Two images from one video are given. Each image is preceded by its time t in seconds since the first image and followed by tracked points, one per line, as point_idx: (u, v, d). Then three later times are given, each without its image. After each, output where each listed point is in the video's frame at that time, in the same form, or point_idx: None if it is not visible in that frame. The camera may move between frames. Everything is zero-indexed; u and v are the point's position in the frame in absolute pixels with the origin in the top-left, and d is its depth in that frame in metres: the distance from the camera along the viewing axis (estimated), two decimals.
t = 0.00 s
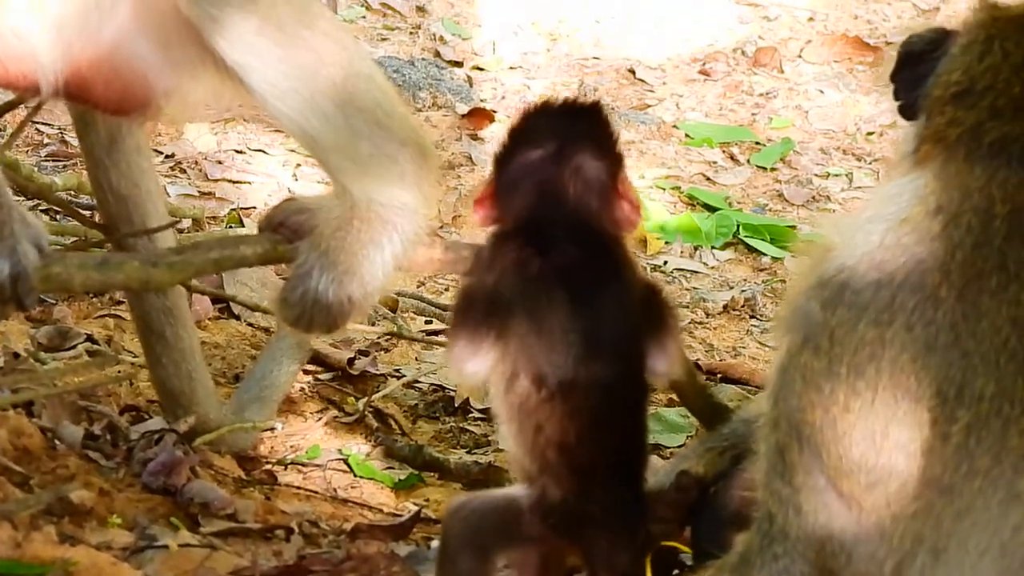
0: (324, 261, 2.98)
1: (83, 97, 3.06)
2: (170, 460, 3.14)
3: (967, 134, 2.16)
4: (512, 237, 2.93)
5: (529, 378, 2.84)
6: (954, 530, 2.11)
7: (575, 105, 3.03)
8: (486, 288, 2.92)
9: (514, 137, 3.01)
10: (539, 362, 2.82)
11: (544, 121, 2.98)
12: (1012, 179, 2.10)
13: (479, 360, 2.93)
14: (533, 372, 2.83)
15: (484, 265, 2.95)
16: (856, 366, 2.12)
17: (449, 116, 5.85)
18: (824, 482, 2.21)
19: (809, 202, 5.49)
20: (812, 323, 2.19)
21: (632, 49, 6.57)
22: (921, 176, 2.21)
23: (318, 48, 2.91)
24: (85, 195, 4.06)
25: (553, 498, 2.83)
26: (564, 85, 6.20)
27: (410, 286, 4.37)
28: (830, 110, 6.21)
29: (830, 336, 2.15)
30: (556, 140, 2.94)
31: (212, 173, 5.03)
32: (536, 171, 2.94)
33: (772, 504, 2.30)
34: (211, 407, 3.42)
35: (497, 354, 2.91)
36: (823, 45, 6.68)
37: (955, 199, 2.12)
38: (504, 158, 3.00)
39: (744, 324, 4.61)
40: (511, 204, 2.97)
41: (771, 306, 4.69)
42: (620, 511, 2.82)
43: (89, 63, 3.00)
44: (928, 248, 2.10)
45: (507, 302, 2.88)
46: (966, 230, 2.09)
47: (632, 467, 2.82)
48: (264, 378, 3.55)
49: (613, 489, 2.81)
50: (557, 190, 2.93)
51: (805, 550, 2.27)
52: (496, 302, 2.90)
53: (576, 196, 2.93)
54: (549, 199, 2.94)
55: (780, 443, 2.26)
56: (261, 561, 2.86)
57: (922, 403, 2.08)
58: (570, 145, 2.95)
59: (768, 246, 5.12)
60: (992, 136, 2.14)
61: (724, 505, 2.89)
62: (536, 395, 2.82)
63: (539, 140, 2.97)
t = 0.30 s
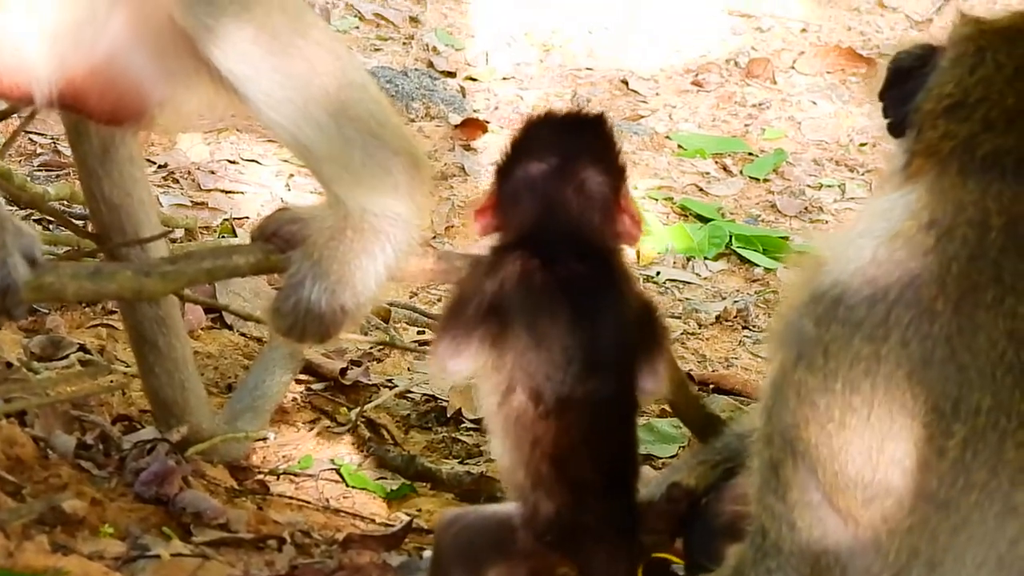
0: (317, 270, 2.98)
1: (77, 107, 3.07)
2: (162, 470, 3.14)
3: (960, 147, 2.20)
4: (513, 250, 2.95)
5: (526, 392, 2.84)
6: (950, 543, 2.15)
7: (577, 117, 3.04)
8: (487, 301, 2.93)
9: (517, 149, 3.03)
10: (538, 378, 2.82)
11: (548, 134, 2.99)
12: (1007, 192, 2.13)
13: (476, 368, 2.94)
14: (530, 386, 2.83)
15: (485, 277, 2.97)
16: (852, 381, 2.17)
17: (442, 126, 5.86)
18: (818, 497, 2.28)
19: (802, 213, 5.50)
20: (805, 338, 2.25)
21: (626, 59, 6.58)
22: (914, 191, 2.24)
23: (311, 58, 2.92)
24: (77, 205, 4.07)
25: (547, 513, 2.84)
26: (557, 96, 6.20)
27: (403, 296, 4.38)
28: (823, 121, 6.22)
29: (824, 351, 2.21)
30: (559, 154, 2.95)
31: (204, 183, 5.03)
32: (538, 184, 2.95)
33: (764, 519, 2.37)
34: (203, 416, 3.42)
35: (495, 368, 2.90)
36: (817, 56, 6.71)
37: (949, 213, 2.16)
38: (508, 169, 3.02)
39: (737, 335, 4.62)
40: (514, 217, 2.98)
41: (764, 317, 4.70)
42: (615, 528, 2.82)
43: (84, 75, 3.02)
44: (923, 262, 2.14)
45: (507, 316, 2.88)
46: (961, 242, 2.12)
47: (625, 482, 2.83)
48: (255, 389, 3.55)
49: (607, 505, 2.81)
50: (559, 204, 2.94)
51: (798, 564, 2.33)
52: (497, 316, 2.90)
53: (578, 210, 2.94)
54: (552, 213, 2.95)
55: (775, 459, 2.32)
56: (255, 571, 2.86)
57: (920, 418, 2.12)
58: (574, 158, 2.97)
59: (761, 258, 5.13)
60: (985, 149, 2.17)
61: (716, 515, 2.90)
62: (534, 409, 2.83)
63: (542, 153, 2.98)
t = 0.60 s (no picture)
0: (313, 279, 2.98)
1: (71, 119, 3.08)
2: (158, 479, 3.13)
3: (954, 159, 2.23)
4: (502, 264, 2.92)
5: (515, 403, 2.86)
6: (950, 555, 2.15)
7: (558, 125, 3.00)
8: (477, 315, 2.92)
9: (501, 161, 2.98)
10: (524, 389, 2.84)
11: (529, 144, 2.95)
12: (1001, 204, 2.18)
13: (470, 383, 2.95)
14: (519, 397, 2.85)
15: (476, 291, 2.95)
16: (849, 397, 2.21)
17: (437, 136, 5.87)
18: (815, 511, 2.33)
19: (797, 222, 5.51)
20: (801, 355, 2.30)
21: (621, 69, 6.59)
22: (907, 203, 2.29)
23: (306, 68, 2.92)
24: (72, 216, 4.08)
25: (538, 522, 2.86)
26: (552, 106, 6.21)
27: (399, 306, 4.38)
28: (817, 130, 6.22)
29: (820, 368, 2.25)
30: (541, 163, 2.91)
31: (201, 195, 5.04)
32: (524, 194, 2.91)
33: (762, 533, 2.43)
34: (199, 427, 3.42)
35: (484, 381, 2.92)
36: (811, 65, 6.71)
37: (944, 224, 2.20)
38: (493, 183, 2.97)
39: (732, 344, 4.62)
40: (500, 228, 2.94)
41: (760, 325, 4.71)
42: (606, 536, 2.85)
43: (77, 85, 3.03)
44: (918, 275, 2.18)
45: (496, 329, 2.89)
46: (956, 253, 2.16)
47: (615, 491, 2.85)
48: (252, 398, 3.56)
49: (597, 514, 2.83)
50: (545, 213, 2.90)
51: None
52: (485, 327, 2.90)
53: (565, 218, 2.90)
54: (538, 222, 2.91)
55: (771, 477, 2.39)
56: None
57: (918, 432, 2.14)
58: (559, 165, 2.92)
59: (757, 266, 5.14)
60: (979, 160, 2.21)
61: (712, 524, 2.90)
62: (523, 420, 2.84)
63: (525, 163, 2.94)
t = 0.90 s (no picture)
0: (307, 287, 2.99)
1: (65, 127, 3.07)
2: (153, 487, 3.12)
3: (953, 152, 2.28)
4: (504, 271, 2.91)
5: (514, 412, 2.84)
6: (948, 565, 2.16)
7: (565, 134, 3.03)
8: (477, 322, 2.92)
9: (506, 167, 3.00)
10: (524, 399, 2.82)
11: (536, 152, 2.98)
12: (997, 202, 2.22)
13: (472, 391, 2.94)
14: (517, 407, 2.83)
15: (477, 298, 2.94)
16: (845, 412, 2.23)
17: (433, 143, 5.87)
18: (811, 523, 2.34)
19: (793, 229, 5.51)
20: (795, 372, 2.30)
21: (616, 76, 6.59)
22: (899, 209, 2.33)
23: (300, 76, 2.93)
24: (67, 222, 4.07)
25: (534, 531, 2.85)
26: (548, 113, 6.22)
27: (394, 313, 4.39)
28: (813, 137, 6.23)
29: (815, 385, 2.26)
30: (548, 172, 2.94)
31: (196, 202, 5.04)
32: (529, 202, 2.94)
33: (757, 547, 2.41)
34: (195, 433, 3.41)
35: (484, 388, 2.91)
36: (807, 72, 6.72)
37: (940, 220, 2.24)
38: (499, 189, 3.00)
39: (728, 350, 4.63)
40: (503, 236, 2.95)
41: (755, 332, 4.72)
42: (601, 546, 2.84)
43: (71, 94, 3.05)
44: (913, 284, 2.21)
45: (497, 337, 2.88)
46: (951, 250, 2.20)
47: (613, 501, 2.84)
48: (246, 406, 3.55)
49: (593, 524, 2.83)
50: (549, 222, 2.92)
51: None
52: (487, 335, 2.90)
53: (570, 227, 2.92)
54: (542, 232, 2.92)
55: (765, 492, 2.38)
56: None
57: (916, 443, 2.15)
58: (564, 175, 2.95)
59: (753, 273, 5.14)
60: (978, 153, 2.26)
61: (707, 532, 2.89)
62: (521, 429, 2.83)
63: (532, 171, 2.96)
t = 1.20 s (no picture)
0: (299, 294, 2.99)
1: (58, 133, 3.08)
2: (146, 494, 3.11)
3: (945, 158, 2.27)
4: (505, 278, 2.90)
5: (514, 420, 2.84)
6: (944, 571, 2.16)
7: (566, 142, 3.01)
8: (478, 329, 2.92)
9: (507, 174, 2.99)
10: (525, 406, 2.82)
11: (536, 160, 2.96)
12: (991, 205, 2.22)
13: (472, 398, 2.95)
14: (518, 414, 2.83)
15: (478, 306, 2.94)
16: (839, 421, 2.22)
17: (426, 148, 5.87)
18: (805, 532, 2.33)
19: (787, 233, 5.52)
20: (788, 383, 2.30)
21: (609, 80, 6.59)
22: (891, 217, 2.33)
23: (291, 82, 2.93)
24: (58, 229, 4.07)
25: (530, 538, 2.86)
26: (541, 118, 6.21)
27: (387, 318, 4.39)
28: (806, 141, 6.22)
29: (809, 395, 2.26)
30: (549, 180, 2.91)
31: (189, 207, 5.04)
32: (529, 211, 2.90)
33: (750, 556, 2.41)
34: (187, 440, 3.41)
35: (484, 395, 2.91)
36: (800, 76, 6.73)
37: (933, 225, 2.24)
38: (498, 196, 2.97)
39: (722, 355, 4.65)
40: (503, 244, 2.94)
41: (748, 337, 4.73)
42: (598, 554, 2.84)
43: (65, 99, 3.04)
44: (907, 291, 2.21)
45: (497, 345, 2.87)
46: (945, 254, 2.20)
47: (608, 512, 2.83)
48: (239, 413, 3.56)
49: (592, 532, 2.83)
50: (550, 230, 2.89)
51: None
52: (489, 342, 2.89)
53: (571, 234, 2.89)
54: (543, 240, 2.90)
55: (759, 502, 2.38)
56: None
57: (911, 450, 2.14)
58: (565, 182, 2.92)
59: (746, 278, 5.15)
60: (971, 158, 2.26)
61: (699, 539, 2.89)
62: (521, 437, 2.83)
63: (531, 179, 2.94)
